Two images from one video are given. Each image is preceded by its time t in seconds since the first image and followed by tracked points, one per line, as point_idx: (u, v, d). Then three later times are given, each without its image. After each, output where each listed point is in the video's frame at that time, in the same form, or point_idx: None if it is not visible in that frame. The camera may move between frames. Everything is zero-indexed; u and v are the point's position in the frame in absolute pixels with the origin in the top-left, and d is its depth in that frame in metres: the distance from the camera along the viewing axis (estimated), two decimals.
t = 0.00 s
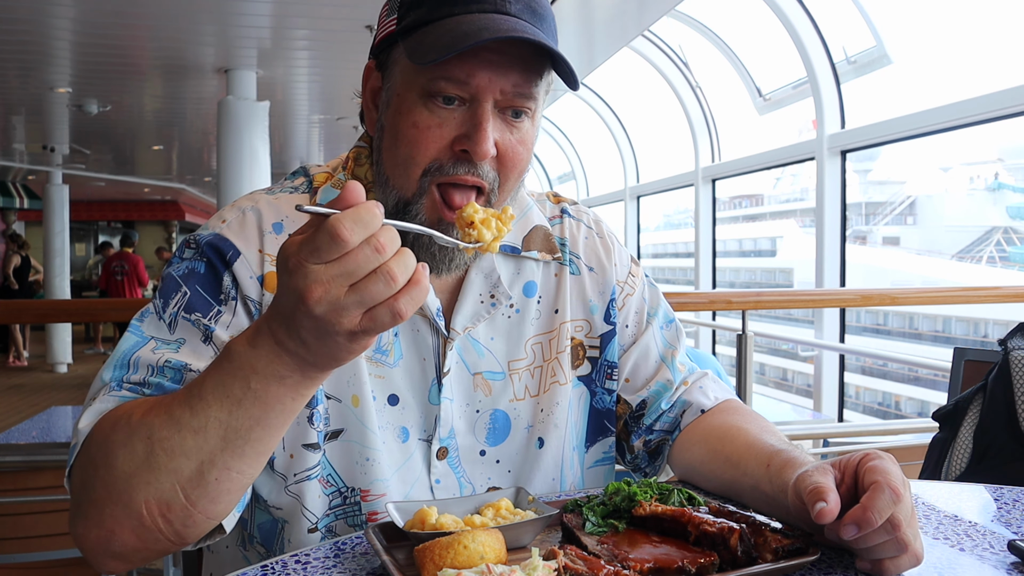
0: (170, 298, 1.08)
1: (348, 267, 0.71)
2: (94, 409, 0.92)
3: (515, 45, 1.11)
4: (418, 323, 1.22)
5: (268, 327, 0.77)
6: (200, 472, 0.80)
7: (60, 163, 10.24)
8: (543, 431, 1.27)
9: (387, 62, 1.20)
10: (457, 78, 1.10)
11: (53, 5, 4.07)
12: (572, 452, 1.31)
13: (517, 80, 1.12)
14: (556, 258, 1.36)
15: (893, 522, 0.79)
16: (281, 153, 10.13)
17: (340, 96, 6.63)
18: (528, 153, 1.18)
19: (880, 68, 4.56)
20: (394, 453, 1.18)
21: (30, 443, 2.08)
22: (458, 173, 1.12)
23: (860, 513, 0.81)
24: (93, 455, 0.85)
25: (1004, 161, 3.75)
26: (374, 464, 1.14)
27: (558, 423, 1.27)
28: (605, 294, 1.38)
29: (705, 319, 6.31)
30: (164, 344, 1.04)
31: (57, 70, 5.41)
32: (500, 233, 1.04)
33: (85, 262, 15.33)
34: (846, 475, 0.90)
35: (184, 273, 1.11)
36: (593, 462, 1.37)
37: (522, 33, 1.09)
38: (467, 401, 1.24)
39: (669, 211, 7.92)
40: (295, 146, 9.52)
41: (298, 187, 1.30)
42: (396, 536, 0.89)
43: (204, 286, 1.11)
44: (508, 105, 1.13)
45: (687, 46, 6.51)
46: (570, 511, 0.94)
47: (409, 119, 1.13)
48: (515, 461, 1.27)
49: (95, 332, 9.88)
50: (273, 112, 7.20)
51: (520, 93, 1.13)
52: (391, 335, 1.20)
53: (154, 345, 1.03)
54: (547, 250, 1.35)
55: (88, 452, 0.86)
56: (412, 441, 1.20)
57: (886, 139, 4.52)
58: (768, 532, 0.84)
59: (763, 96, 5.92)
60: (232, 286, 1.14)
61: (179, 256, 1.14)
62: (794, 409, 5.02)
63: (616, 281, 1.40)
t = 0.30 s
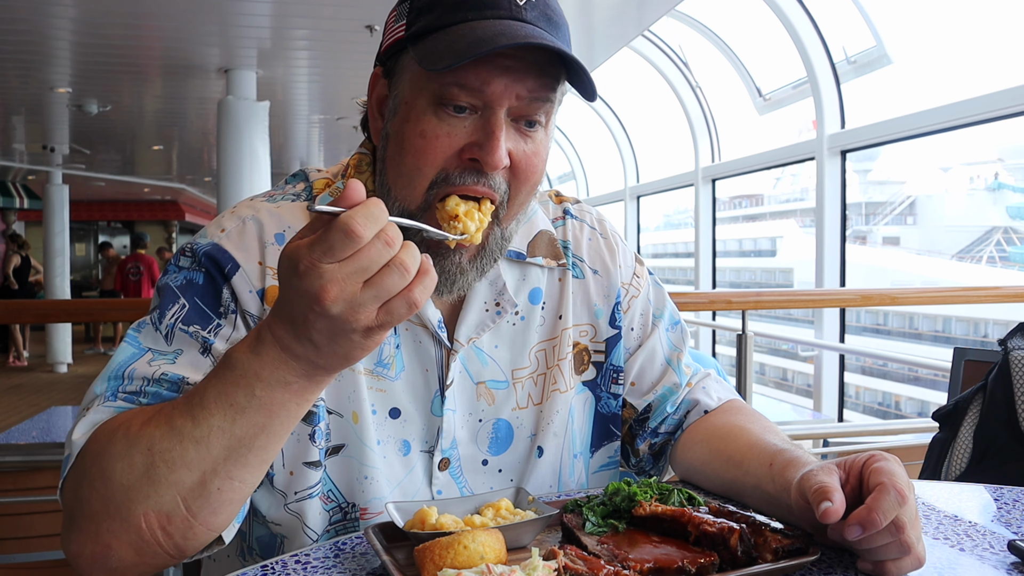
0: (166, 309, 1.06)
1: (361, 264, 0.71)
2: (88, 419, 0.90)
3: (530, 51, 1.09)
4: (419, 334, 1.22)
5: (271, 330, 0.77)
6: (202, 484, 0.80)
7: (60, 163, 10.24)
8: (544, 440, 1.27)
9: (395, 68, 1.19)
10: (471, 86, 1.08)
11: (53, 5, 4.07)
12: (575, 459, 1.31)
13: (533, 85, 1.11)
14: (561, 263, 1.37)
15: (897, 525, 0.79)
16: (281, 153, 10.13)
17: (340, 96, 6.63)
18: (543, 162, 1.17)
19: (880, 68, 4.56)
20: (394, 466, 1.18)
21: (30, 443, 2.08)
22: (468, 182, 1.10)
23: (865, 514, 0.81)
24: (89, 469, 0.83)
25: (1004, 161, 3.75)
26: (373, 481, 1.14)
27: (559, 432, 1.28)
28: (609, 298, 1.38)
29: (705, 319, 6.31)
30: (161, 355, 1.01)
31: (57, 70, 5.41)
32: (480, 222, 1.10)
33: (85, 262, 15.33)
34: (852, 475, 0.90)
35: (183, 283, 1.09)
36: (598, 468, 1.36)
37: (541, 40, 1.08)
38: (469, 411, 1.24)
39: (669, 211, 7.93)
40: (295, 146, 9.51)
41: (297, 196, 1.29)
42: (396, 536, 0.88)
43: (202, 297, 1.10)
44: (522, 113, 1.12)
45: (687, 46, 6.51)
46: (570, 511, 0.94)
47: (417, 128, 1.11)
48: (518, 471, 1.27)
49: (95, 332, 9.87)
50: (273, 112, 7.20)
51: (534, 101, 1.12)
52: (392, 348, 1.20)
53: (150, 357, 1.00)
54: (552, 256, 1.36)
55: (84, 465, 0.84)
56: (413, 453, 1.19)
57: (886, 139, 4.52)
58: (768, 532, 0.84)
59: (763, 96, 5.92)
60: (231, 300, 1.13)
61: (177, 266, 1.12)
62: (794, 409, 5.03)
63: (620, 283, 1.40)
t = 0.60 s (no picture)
0: (172, 311, 1.04)
1: (413, 263, 0.73)
2: (94, 422, 0.89)
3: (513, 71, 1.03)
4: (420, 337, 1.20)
5: (299, 330, 0.76)
6: (223, 487, 0.80)
7: (60, 163, 10.24)
8: (546, 442, 1.27)
9: (391, 74, 1.16)
10: (453, 100, 1.04)
11: (53, 5, 4.07)
12: (577, 460, 1.31)
13: (521, 103, 1.05)
14: (563, 265, 1.37)
15: (903, 526, 0.79)
16: (281, 153, 10.13)
17: (340, 96, 6.63)
18: (532, 180, 1.13)
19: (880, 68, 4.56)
20: (397, 470, 1.18)
21: (30, 443, 2.08)
22: (453, 199, 1.08)
23: (869, 513, 0.81)
24: (100, 472, 0.81)
25: (1004, 161, 3.76)
26: (375, 487, 1.14)
27: (560, 433, 1.28)
28: (611, 298, 1.38)
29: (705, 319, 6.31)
30: (167, 357, 1.00)
31: (57, 70, 5.42)
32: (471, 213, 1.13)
33: (86, 262, 15.32)
34: (856, 474, 0.90)
35: (188, 285, 1.08)
36: (599, 469, 1.37)
37: (519, 63, 1.02)
38: (471, 413, 1.24)
39: (669, 211, 7.93)
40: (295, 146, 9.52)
41: (298, 199, 1.29)
42: (396, 536, 0.88)
43: (208, 299, 1.09)
44: (507, 133, 1.07)
45: (687, 46, 6.51)
46: (570, 511, 0.94)
47: (405, 140, 1.09)
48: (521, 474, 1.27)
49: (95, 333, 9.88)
50: (273, 112, 7.21)
51: (521, 119, 1.07)
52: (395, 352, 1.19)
53: (157, 359, 0.99)
54: (555, 258, 1.36)
55: (93, 468, 0.82)
56: (415, 457, 1.19)
57: (886, 139, 4.53)
58: (768, 532, 0.84)
59: (763, 96, 5.92)
60: (237, 300, 1.13)
61: (180, 267, 1.11)
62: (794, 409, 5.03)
63: (622, 285, 1.40)
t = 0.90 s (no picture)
0: (175, 307, 1.04)
1: (437, 268, 0.74)
2: (101, 422, 0.88)
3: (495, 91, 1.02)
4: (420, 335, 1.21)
5: (311, 332, 0.76)
6: (231, 490, 0.80)
7: (60, 163, 10.23)
8: (546, 440, 1.27)
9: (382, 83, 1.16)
10: (442, 114, 1.02)
11: (53, 4, 4.07)
12: (576, 457, 1.31)
13: (510, 116, 1.04)
14: (563, 264, 1.37)
15: (906, 525, 0.79)
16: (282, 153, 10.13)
17: (340, 96, 6.63)
18: (524, 188, 1.12)
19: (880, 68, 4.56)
20: (396, 468, 1.17)
21: (29, 444, 2.08)
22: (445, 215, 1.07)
23: (871, 512, 0.81)
24: (109, 473, 0.81)
25: (1004, 161, 3.75)
26: (374, 484, 1.14)
27: (559, 431, 1.28)
28: (611, 296, 1.38)
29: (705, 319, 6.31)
30: (171, 354, 1.00)
31: (57, 70, 5.42)
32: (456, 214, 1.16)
33: (85, 263, 15.32)
34: (858, 474, 0.90)
35: (190, 281, 1.08)
36: (599, 468, 1.37)
37: (501, 85, 1.01)
38: (471, 412, 1.24)
39: (669, 211, 7.93)
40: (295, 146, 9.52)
41: (299, 195, 1.29)
42: (396, 536, 0.88)
43: (210, 294, 1.09)
44: (499, 145, 1.06)
45: (687, 46, 6.51)
46: (570, 511, 0.94)
47: (398, 151, 1.08)
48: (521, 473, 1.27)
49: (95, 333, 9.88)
50: (273, 112, 7.21)
51: (512, 130, 1.05)
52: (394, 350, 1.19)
53: (161, 356, 0.99)
54: (554, 256, 1.36)
55: (102, 468, 0.82)
56: (415, 455, 1.19)
57: (885, 139, 4.53)
58: (768, 532, 0.84)
59: (763, 96, 5.92)
60: (240, 295, 1.13)
61: (181, 264, 1.11)
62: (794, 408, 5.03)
63: (623, 283, 1.40)
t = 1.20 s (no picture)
0: (173, 300, 1.07)
1: (384, 353, 0.66)
2: (101, 417, 0.90)
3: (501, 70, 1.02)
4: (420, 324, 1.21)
5: (273, 373, 0.72)
6: (200, 506, 0.79)
7: (60, 163, 10.23)
8: (545, 431, 1.27)
9: (385, 73, 1.14)
10: (449, 96, 1.02)
11: (53, 4, 4.07)
12: (574, 450, 1.32)
13: (514, 97, 1.04)
14: (563, 257, 1.36)
15: (905, 527, 0.79)
16: (282, 153, 10.13)
17: (340, 96, 6.63)
18: (525, 170, 1.12)
19: (880, 68, 4.56)
20: (397, 456, 1.18)
21: (29, 443, 2.08)
22: (456, 204, 1.07)
23: (871, 512, 0.81)
24: (95, 471, 0.84)
25: (1004, 161, 3.75)
26: (375, 468, 1.14)
27: (559, 422, 1.28)
28: (611, 291, 1.38)
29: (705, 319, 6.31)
30: (169, 347, 1.03)
31: (57, 70, 5.42)
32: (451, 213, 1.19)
33: (85, 263, 15.30)
34: (858, 474, 0.90)
35: (187, 274, 1.10)
36: (598, 461, 1.36)
37: (511, 65, 1.01)
38: (471, 404, 1.24)
39: (669, 211, 7.93)
40: (295, 146, 9.52)
41: (302, 187, 1.29)
42: (396, 536, 0.88)
43: (208, 287, 1.11)
44: (503, 126, 1.06)
45: (687, 46, 6.51)
46: (570, 511, 0.94)
47: (406, 139, 1.07)
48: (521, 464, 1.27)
49: (95, 333, 9.87)
50: (273, 112, 7.21)
51: (517, 112, 1.05)
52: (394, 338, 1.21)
53: (159, 349, 1.02)
54: (554, 249, 1.36)
55: (90, 465, 0.85)
56: (415, 444, 1.19)
57: (885, 139, 4.53)
58: (768, 532, 0.84)
59: (763, 96, 5.92)
60: (237, 285, 1.13)
61: (181, 254, 1.12)
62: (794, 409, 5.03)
63: (623, 279, 1.40)
